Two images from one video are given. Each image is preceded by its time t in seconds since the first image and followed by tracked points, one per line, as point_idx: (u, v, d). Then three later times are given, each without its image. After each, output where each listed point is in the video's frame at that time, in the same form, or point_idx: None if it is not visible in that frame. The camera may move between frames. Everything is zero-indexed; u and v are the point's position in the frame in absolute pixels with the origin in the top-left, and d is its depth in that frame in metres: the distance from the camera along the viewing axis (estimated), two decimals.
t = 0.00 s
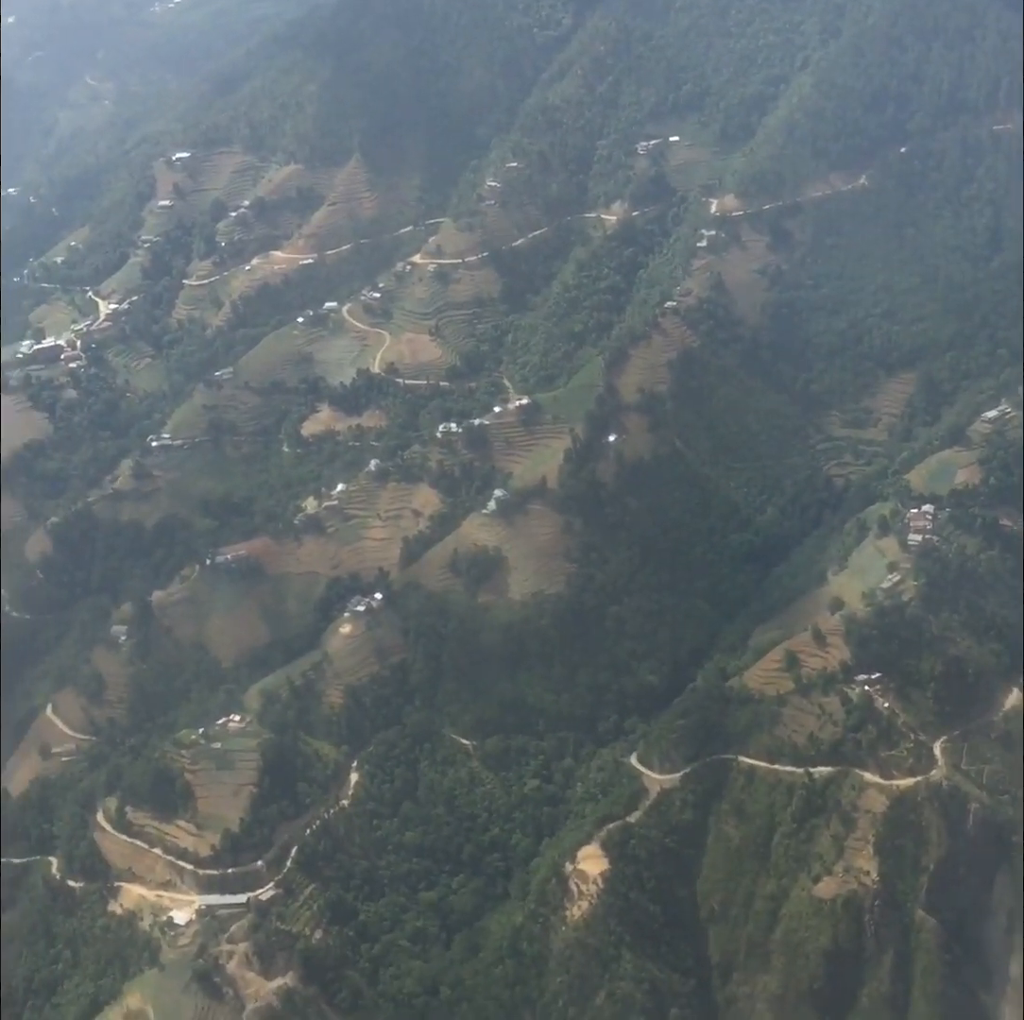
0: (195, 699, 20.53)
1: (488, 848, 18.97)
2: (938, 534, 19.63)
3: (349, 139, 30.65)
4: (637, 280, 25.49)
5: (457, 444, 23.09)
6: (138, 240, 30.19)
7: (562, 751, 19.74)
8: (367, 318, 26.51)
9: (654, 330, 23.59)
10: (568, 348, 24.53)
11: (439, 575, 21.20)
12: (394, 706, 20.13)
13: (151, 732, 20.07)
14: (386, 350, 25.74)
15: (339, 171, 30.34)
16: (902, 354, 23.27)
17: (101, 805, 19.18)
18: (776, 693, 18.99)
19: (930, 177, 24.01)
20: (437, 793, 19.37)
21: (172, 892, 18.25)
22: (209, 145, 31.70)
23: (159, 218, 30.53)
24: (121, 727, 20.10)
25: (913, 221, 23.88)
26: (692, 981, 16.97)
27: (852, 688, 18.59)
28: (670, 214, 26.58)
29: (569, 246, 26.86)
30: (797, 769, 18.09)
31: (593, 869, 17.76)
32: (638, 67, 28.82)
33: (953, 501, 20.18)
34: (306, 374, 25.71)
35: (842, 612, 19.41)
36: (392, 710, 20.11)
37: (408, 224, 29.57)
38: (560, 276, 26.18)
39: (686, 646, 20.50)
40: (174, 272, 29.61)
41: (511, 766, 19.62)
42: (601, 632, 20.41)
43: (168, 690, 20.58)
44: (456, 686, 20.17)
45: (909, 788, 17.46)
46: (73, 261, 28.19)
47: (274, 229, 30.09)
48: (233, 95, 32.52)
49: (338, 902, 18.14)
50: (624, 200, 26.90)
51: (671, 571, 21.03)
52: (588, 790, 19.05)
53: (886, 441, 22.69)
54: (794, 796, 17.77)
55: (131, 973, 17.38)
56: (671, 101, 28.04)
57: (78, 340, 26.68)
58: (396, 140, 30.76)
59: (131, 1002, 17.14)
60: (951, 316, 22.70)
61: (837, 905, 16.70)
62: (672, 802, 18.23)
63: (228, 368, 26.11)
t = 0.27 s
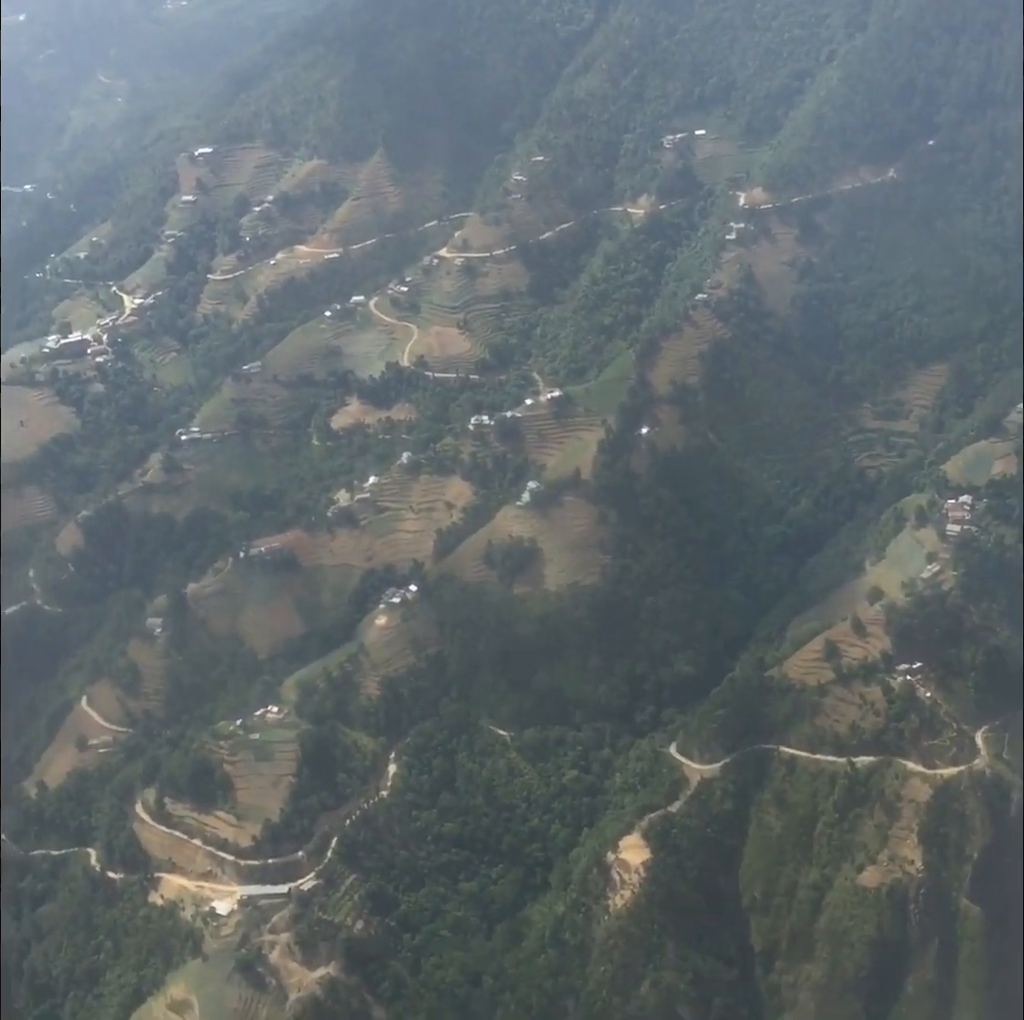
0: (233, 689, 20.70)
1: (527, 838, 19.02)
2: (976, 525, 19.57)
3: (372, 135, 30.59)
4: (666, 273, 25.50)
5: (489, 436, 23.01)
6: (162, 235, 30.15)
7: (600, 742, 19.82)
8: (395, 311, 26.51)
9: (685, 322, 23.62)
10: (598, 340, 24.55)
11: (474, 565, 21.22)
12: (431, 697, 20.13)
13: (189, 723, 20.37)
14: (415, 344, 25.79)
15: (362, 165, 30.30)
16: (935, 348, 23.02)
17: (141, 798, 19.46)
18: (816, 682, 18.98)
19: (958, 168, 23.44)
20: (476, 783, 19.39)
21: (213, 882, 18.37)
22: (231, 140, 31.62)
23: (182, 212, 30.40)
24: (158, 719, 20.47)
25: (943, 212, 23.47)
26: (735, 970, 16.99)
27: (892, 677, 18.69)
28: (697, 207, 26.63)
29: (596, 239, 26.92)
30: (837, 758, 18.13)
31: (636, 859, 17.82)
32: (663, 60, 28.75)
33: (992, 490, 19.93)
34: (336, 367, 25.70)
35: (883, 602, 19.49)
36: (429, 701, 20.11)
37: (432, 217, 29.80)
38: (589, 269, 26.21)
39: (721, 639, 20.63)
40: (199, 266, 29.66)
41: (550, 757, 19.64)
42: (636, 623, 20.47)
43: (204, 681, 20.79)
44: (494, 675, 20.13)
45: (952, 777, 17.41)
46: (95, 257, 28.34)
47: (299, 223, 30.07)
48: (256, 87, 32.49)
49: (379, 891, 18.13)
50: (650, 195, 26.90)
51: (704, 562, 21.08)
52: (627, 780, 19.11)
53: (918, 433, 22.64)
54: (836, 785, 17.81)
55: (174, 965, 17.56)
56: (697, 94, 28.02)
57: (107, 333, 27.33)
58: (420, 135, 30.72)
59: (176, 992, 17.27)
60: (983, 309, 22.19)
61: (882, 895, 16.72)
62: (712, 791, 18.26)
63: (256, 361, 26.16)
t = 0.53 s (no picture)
0: (269, 688, 20.68)
1: (567, 834, 19.00)
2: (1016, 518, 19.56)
3: (397, 133, 30.61)
4: (696, 271, 25.50)
5: (523, 434, 23.04)
6: (188, 234, 30.33)
7: (640, 739, 19.84)
8: (424, 309, 26.59)
9: (717, 319, 23.62)
10: (629, 337, 24.57)
11: (511, 563, 21.19)
12: (469, 695, 20.06)
13: (226, 720, 20.35)
14: (444, 343, 25.94)
15: (387, 165, 30.33)
16: (969, 345, 22.30)
17: (180, 794, 19.61)
18: (858, 678, 19.02)
19: (986, 167, 22.51)
20: (516, 781, 19.39)
21: (254, 879, 18.37)
22: (255, 140, 31.60)
23: (207, 211, 30.63)
24: (195, 715, 20.51)
25: (974, 208, 22.67)
26: (779, 966, 16.95)
27: (934, 673, 18.67)
28: (726, 206, 26.66)
29: (624, 238, 27.05)
30: (881, 755, 18.13)
31: (679, 855, 17.81)
32: (690, 61, 28.81)
33: None
34: (365, 365, 25.84)
35: (926, 599, 19.46)
36: (467, 698, 20.04)
37: (458, 216, 29.94)
38: (618, 267, 26.24)
39: (759, 636, 20.58)
40: (224, 266, 29.69)
41: (589, 754, 19.70)
42: (674, 619, 20.47)
43: (240, 677, 20.80)
44: (531, 672, 20.16)
45: (996, 773, 17.37)
46: (119, 257, 29.18)
47: (324, 222, 30.16)
48: (278, 85, 32.42)
49: (421, 887, 18.12)
50: (679, 193, 27.03)
51: (739, 561, 21.07)
52: (668, 777, 19.14)
53: (950, 431, 22.42)
54: (879, 782, 17.81)
55: (216, 960, 17.55)
56: (725, 94, 28.08)
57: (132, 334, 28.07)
58: (444, 135, 30.71)
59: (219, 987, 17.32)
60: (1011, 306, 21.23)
61: (927, 889, 16.62)
62: (755, 788, 18.28)
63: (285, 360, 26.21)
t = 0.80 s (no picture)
0: (308, 684, 20.67)
1: (609, 830, 18.99)
2: None
3: (424, 130, 30.63)
4: (727, 269, 25.47)
5: (558, 432, 23.07)
6: (214, 234, 30.41)
7: (679, 735, 19.84)
8: (454, 307, 26.64)
9: (752, 318, 23.75)
10: (661, 336, 24.61)
11: (548, 559, 21.19)
12: (508, 691, 20.08)
13: (264, 717, 20.38)
14: (475, 340, 26.01)
15: (414, 163, 30.35)
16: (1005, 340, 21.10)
17: (221, 790, 19.61)
18: (901, 673, 18.97)
19: None
20: (556, 777, 19.40)
21: (297, 874, 18.44)
22: (279, 140, 31.94)
23: (231, 211, 30.74)
24: (233, 711, 20.63)
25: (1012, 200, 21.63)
26: (824, 963, 16.93)
27: (978, 670, 18.39)
28: (756, 204, 26.60)
29: (654, 237, 27.08)
30: (924, 751, 18.04)
31: (723, 850, 17.82)
32: (717, 61, 28.86)
33: None
34: (396, 364, 25.89)
35: (968, 595, 19.18)
36: (506, 695, 20.06)
37: (486, 216, 29.89)
38: (648, 265, 26.29)
39: (799, 631, 20.43)
40: (251, 266, 29.78)
41: (628, 751, 19.70)
42: (713, 615, 20.49)
43: (277, 674, 20.82)
44: (570, 668, 20.23)
45: None
46: (145, 257, 29.24)
47: (350, 222, 30.17)
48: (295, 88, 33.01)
49: (463, 883, 18.13)
50: (709, 192, 27.02)
51: (776, 560, 21.08)
52: (709, 772, 19.12)
53: (985, 430, 21.30)
54: (923, 778, 17.73)
55: (261, 956, 17.53)
56: (753, 93, 28.16)
57: (161, 330, 28.07)
58: (471, 132, 30.60)
59: (264, 984, 17.26)
60: None
61: (973, 884, 16.48)
62: (798, 783, 18.27)
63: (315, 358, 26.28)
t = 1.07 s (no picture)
0: (349, 682, 20.75)
1: (651, 828, 18.87)
2: None
3: (453, 131, 30.80)
4: (759, 268, 25.48)
5: (594, 430, 23.19)
6: (242, 234, 30.59)
7: (719, 733, 19.72)
8: (485, 306, 26.75)
9: (789, 318, 23.95)
10: (694, 336, 24.71)
11: (585, 557, 21.32)
12: (549, 687, 20.20)
13: (305, 712, 20.60)
14: (508, 338, 26.07)
15: (443, 164, 30.46)
16: None
17: (263, 786, 19.75)
18: (944, 671, 18.78)
19: None
20: (597, 774, 19.34)
21: (340, 870, 18.63)
22: (306, 141, 31.89)
23: (260, 211, 30.98)
24: (272, 708, 20.88)
25: None
26: (870, 960, 16.82)
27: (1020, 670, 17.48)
28: (787, 204, 26.50)
29: (684, 237, 27.08)
30: (970, 749, 17.83)
31: (768, 846, 17.92)
32: (746, 62, 29.09)
33: None
34: (428, 363, 25.97)
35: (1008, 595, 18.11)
36: (546, 692, 20.19)
37: (514, 215, 29.88)
38: (680, 264, 26.41)
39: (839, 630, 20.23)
40: (280, 265, 29.96)
41: (670, 748, 19.57)
42: (752, 612, 20.53)
43: (318, 671, 20.95)
44: (610, 665, 20.25)
45: None
46: (172, 256, 29.78)
47: (379, 222, 30.27)
48: (322, 87, 32.76)
49: (508, 879, 18.16)
50: (740, 192, 27.10)
51: (815, 562, 20.96)
52: (751, 769, 19.03)
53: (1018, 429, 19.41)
54: (968, 776, 17.50)
55: (306, 951, 17.57)
56: (782, 94, 28.33)
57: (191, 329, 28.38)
58: (500, 134, 30.73)
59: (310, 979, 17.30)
60: None
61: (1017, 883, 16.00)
62: (841, 781, 18.39)
63: (347, 357, 26.44)
